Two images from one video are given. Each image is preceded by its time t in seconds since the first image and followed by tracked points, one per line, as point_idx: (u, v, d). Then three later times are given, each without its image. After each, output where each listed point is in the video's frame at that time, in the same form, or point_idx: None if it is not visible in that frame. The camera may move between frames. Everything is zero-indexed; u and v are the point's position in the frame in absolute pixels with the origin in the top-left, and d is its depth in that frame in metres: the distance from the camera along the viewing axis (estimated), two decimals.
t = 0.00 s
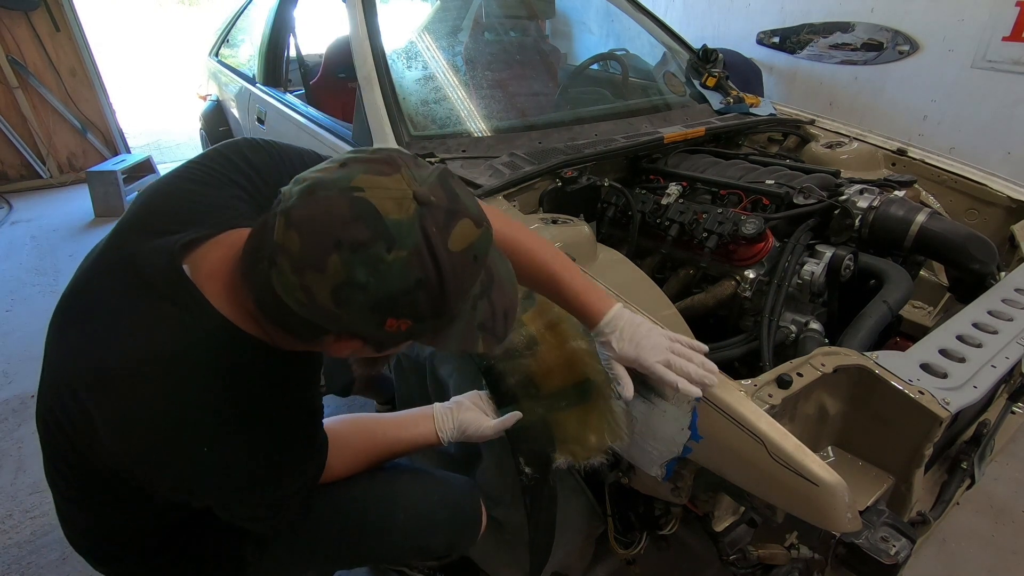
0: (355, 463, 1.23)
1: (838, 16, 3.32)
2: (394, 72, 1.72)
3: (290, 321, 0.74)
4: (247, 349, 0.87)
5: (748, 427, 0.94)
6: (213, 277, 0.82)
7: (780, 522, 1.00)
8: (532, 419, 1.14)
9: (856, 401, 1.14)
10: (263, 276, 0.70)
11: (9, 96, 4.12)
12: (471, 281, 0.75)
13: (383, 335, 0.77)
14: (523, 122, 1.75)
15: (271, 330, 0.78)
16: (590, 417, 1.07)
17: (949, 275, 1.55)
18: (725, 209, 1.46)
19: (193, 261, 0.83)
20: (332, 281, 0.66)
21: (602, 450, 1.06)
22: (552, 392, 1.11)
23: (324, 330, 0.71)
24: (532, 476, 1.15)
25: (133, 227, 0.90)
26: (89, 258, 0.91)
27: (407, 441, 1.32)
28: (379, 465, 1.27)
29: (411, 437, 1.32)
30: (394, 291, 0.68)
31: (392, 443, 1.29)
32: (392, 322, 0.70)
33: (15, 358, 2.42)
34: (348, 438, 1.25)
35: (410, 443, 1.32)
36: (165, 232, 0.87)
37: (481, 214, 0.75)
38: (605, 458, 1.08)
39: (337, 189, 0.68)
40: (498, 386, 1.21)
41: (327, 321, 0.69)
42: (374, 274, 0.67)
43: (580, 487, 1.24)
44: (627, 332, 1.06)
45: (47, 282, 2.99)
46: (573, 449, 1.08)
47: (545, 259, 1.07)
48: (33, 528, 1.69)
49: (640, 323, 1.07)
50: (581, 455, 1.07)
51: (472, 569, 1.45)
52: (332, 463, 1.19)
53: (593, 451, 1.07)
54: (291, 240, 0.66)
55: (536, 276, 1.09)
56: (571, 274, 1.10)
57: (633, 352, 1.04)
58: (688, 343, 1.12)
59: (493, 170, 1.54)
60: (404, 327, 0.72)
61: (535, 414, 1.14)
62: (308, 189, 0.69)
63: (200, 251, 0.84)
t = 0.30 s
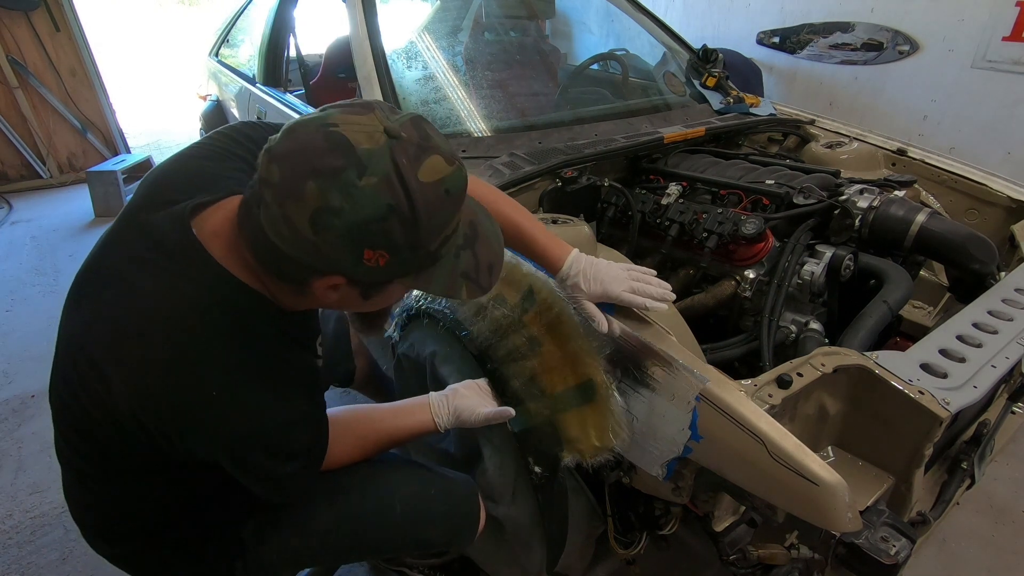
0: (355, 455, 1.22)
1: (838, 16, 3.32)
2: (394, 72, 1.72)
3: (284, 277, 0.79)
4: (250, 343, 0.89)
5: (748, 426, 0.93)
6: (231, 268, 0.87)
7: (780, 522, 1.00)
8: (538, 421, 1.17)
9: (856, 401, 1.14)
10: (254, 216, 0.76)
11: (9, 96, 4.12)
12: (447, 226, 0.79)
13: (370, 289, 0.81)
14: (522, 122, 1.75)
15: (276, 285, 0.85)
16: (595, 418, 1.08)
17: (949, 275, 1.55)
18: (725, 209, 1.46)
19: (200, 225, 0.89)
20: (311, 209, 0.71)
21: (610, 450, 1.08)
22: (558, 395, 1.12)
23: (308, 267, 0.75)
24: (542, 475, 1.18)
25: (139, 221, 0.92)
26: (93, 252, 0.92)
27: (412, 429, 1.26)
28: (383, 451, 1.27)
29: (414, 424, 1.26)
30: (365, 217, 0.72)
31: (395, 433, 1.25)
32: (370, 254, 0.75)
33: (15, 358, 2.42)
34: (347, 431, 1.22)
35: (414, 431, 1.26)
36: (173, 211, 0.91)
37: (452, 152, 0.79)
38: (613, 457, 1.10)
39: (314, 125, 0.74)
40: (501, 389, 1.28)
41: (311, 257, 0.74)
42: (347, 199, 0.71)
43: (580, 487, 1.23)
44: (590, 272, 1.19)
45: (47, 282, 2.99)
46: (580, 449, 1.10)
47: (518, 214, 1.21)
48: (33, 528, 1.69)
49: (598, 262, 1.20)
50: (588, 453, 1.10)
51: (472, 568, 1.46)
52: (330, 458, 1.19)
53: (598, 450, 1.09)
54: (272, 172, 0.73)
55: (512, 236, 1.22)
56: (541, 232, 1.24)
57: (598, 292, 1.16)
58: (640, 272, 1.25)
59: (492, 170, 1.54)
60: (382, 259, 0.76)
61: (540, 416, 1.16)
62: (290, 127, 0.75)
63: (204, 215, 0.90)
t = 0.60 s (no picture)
0: (347, 444, 1.19)
1: (838, 16, 3.32)
2: (394, 72, 1.72)
3: (273, 255, 0.82)
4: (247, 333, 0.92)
5: (748, 426, 0.93)
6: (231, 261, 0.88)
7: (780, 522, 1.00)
8: (538, 421, 1.16)
9: (856, 400, 1.14)
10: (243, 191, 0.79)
11: (9, 96, 4.12)
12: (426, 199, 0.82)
13: (354, 261, 0.83)
14: (522, 122, 1.75)
15: (268, 264, 0.86)
16: (595, 418, 1.09)
17: (949, 275, 1.55)
18: (725, 209, 1.46)
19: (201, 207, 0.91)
20: (289, 175, 0.75)
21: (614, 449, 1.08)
22: (558, 395, 1.14)
23: (288, 238, 0.78)
24: (542, 476, 1.16)
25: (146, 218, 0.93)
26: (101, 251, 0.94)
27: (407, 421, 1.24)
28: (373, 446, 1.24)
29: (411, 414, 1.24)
30: (338, 184, 0.75)
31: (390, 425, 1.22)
32: (347, 223, 0.77)
33: (15, 358, 2.42)
34: (343, 419, 1.19)
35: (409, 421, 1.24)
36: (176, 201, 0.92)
37: (431, 128, 0.81)
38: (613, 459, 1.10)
39: (297, 99, 0.78)
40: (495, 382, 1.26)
41: (289, 226, 0.76)
42: (322, 166, 0.75)
43: (580, 487, 1.23)
44: (591, 290, 1.20)
45: (46, 282, 2.99)
46: (581, 448, 1.11)
47: (519, 234, 1.23)
48: (33, 528, 1.69)
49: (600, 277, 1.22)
50: (588, 453, 1.10)
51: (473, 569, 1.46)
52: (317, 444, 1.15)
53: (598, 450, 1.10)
54: (255, 141, 0.77)
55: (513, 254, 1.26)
56: (542, 249, 1.27)
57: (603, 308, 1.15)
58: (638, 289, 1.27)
59: (493, 170, 1.54)
60: (359, 231, 0.78)
61: (540, 416, 1.16)
62: (276, 102, 0.80)
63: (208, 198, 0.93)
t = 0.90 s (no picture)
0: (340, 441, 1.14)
1: (838, 16, 3.32)
2: (394, 72, 1.72)
3: (270, 260, 0.82)
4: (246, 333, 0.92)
5: (748, 426, 0.93)
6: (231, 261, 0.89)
7: (780, 522, 1.00)
8: (532, 420, 1.14)
9: (856, 401, 1.14)
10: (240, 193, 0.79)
11: (9, 96, 4.12)
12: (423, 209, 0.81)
13: (350, 273, 0.83)
14: (522, 122, 1.75)
15: (264, 266, 0.86)
16: (591, 418, 1.08)
17: (949, 275, 1.55)
18: (725, 209, 1.46)
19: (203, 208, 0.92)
20: (287, 184, 0.75)
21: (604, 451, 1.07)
22: (554, 393, 1.13)
23: (284, 244, 0.78)
24: (533, 477, 1.14)
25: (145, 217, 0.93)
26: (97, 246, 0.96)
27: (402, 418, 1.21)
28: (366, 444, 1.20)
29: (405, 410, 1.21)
30: (336, 196, 0.75)
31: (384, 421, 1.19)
32: (344, 235, 0.77)
33: (15, 358, 2.42)
34: (335, 416, 1.15)
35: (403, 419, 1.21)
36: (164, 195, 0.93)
37: (432, 143, 0.81)
38: (607, 460, 1.09)
39: (298, 106, 0.78)
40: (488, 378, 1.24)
41: (285, 234, 0.77)
42: (322, 177, 0.74)
43: (580, 487, 1.21)
44: (592, 292, 1.16)
45: (46, 282, 2.99)
46: (573, 449, 1.09)
47: (518, 236, 1.20)
48: (33, 528, 1.69)
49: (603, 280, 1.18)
50: (580, 454, 1.08)
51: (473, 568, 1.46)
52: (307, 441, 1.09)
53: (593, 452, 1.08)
54: (253, 147, 0.77)
55: (513, 259, 1.22)
56: (543, 253, 1.23)
57: (605, 311, 1.11)
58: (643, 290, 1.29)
59: (492, 170, 1.54)
60: (355, 243, 0.78)
61: (534, 415, 1.14)
62: (277, 108, 0.80)
63: (195, 194, 0.95)
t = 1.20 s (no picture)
0: (339, 453, 1.11)
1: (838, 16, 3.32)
2: (394, 72, 1.72)
3: (269, 250, 0.82)
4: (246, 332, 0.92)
5: (747, 426, 0.93)
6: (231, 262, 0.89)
7: (779, 522, 1.00)
8: (530, 419, 1.13)
9: (856, 401, 1.14)
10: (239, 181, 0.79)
11: (9, 96, 4.12)
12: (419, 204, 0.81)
13: (348, 259, 0.83)
14: (522, 122, 1.75)
15: (269, 262, 0.87)
16: (587, 417, 1.10)
17: (949, 275, 1.55)
18: (725, 209, 1.46)
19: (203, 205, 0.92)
20: (285, 163, 0.74)
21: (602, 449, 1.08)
22: (551, 393, 1.13)
23: (282, 229, 0.78)
24: (528, 477, 1.13)
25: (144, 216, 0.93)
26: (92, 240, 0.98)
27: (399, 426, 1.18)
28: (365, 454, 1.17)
29: (402, 417, 1.18)
30: (336, 174, 0.75)
31: (383, 430, 1.16)
32: (343, 216, 0.77)
33: (15, 358, 2.42)
34: (332, 428, 1.11)
35: (400, 425, 1.19)
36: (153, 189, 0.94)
37: (432, 124, 0.82)
38: (603, 461, 1.10)
39: (297, 86, 0.78)
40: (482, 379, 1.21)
41: (283, 217, 0.77)
42: (322, 156, 0.74)
43: (580, 487, 1.19)
44: (592, 293, 1.13)
45: (47, 282, 2.99)
46: (570, 449, 1.10)
47: (516, 237, 1.20)
48: (33, 528, 1.69)
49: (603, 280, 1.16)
50: (577, 455, 1.09)
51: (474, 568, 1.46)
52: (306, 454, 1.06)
53: (590, 452, 1.09)
54: (253, 129, 0.77)
55: (512, 261, 1.21)
56: (542, 255, 1.22)
57: (605, 311, 1.10)
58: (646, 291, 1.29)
59: (492, 170, 1.54)
60: (355, 224, 0.78)
61: (531, 413, 1.13)
62: (275, 89, 0.80)
63: (188, 187, 0.95)
